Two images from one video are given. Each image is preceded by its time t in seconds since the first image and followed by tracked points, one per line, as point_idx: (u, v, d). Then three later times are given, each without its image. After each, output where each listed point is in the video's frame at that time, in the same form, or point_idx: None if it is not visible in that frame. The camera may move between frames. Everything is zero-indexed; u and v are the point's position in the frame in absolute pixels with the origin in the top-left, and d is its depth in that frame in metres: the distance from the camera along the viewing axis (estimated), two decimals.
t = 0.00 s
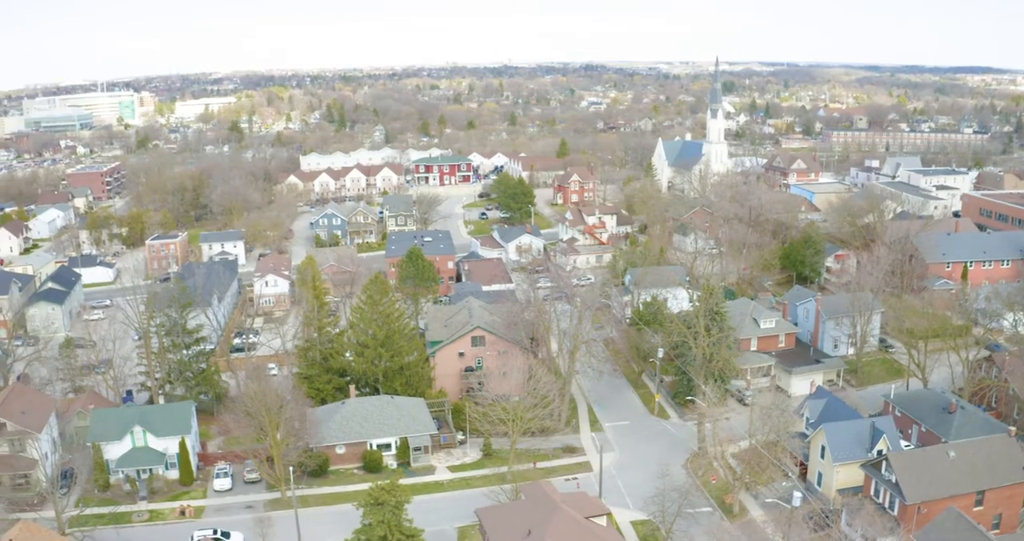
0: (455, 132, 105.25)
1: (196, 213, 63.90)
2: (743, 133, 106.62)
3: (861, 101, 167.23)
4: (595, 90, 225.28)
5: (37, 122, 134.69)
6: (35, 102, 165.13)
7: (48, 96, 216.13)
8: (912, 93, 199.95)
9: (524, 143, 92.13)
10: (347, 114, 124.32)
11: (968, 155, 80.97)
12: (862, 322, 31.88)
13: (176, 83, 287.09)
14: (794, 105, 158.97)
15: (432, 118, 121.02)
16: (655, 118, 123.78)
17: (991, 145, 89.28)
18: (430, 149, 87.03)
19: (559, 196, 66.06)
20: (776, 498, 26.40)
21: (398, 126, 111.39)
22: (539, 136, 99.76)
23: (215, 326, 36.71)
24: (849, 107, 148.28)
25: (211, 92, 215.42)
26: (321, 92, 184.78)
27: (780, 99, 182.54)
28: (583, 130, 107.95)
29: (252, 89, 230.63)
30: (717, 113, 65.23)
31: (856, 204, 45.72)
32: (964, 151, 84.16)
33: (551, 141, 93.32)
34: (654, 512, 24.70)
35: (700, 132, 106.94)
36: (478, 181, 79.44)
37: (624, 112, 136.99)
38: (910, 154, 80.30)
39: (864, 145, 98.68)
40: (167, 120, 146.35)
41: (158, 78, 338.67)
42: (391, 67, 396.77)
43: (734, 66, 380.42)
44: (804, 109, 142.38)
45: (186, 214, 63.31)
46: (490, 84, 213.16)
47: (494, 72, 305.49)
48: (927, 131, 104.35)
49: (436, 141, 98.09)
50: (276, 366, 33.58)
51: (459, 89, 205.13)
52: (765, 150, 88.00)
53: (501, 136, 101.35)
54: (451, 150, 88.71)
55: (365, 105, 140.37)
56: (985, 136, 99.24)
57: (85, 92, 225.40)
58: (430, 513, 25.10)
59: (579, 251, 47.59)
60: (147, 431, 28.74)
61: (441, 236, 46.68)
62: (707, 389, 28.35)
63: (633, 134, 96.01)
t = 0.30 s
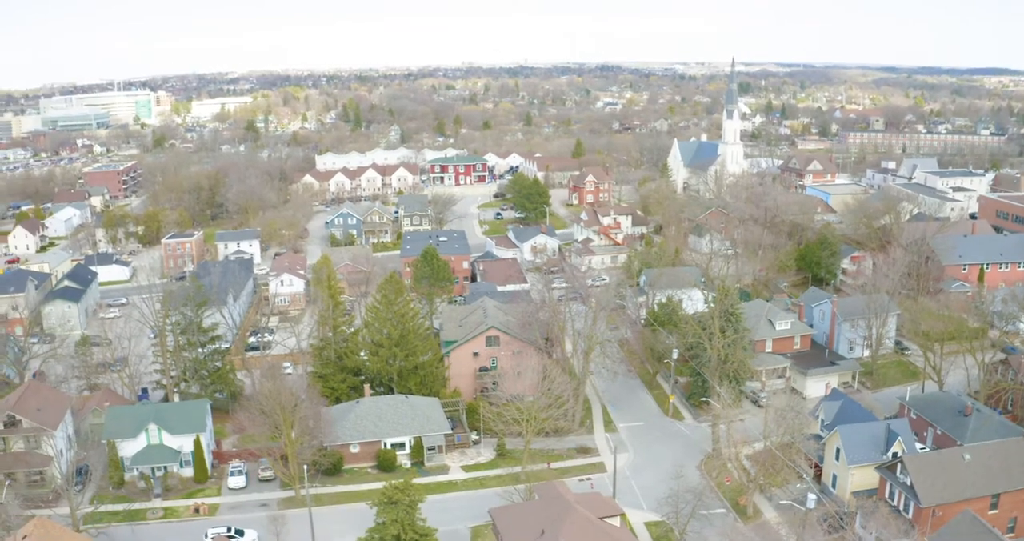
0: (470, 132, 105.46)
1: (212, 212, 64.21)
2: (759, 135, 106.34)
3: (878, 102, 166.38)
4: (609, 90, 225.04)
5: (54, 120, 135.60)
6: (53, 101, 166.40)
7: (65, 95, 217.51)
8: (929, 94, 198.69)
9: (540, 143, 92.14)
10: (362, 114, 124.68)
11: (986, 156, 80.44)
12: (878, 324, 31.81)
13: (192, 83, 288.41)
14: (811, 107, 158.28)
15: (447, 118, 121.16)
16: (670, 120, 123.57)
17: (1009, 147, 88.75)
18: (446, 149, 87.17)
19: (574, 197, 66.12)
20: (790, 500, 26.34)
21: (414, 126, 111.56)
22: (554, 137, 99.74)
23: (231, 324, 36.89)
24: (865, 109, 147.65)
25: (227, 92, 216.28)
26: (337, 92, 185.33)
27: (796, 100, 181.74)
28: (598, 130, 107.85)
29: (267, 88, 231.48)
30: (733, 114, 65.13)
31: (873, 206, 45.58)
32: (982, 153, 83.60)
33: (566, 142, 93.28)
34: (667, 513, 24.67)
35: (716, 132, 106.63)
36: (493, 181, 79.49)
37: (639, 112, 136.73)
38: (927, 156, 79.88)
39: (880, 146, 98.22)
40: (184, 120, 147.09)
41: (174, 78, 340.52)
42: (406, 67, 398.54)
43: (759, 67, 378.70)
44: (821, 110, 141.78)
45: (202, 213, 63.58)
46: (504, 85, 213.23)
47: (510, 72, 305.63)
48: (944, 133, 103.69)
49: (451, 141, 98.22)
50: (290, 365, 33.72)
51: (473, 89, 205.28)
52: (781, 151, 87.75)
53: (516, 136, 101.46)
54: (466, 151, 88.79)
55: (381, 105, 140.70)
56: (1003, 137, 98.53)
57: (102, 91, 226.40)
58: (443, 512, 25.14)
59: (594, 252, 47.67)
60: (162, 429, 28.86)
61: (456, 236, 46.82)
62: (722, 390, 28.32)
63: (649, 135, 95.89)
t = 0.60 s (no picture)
0: (486, 132, 105.60)
1: (228, 211, 64.57)
2: (775, 136, 106.08)
3: (895, 104, 165.45)
4: (622, 90, 224.69)
5: (71, 119, 136.43)
6: (71, 101, 167.57)
7: (82, 94, 219.02)
8: (946, 95, 197.53)
9: (555, 144, 92.14)
10: (378, 115, 125.05)
11: (1005, 158, 79.86)
12: (894, 326, 31.73)
13: (207, 82, 289.79)
14: (828, 108, 157.64)
15: (462, 118, 121.31)
16: (686, 120, 123.35)
17: None
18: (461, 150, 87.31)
19: (589, 198, 66.17)
20: (805, 502, 26.29)
21: (430, 126, 111.84)
22: (570, 138, 99.71)
23: (246, 323, 37.10)
24: (881, 110, 146.93)
25: (243, 92, 217.19)
26: (352, 92, 185.75)
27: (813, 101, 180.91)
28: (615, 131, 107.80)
29: (282, 88, 232.25)
30: (749, 115, 65.04)
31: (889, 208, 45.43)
32: (1000, 155, 82.98)
33: (582, 142, 93.26)
34: (681, 515, 24.65)
35: (731, 133, 106.36)
36: (508, 182, 79.58)
37: (654, 113, 136.54)
38: (945, 158, 79.41)
39: (896, 148, 97.72)
40: (200, 120, 147.89)
41: (189, 77, 342.37)
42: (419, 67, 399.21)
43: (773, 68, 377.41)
44: (837, 111, 141.20)
45: (218, 212, 63.87)
46: (519, 84, 213.25)
47: (524, 73, 305.78)
48: (962, 135, 102.94)
49: (467, 141, 98.39)
50: (305, 364, 33.88)
51: (488, 90, 205.34)
52: (797, 153, 87.46)
53: (532, 137, 101.55)
54: (482, 151, 88.92)
55: (396, 105, 141.07)
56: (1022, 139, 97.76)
57: (118, 90, 227.82)
58: (457, 512, 25.20)
59: (609, 253, 47.66)
60: (177, 427, 28.99)
61: (471, 236, 46.95)
62: (736, 391, 28.32)
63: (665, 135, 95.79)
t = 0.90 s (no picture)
0: (501, 132, 105.70)
1: (243, 210, 64.89)
2: (791, 137, 105.74)
3: (912, 106, 164.48)
4: (636, 90, 224.35)
5: (88, 118, 137.43)
6: (90, 100, 168.88)
7: (100, 95, 220.67)
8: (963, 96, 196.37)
9: (571, 144, 92.15)
10: (394, 115, 125.44)
11: None
12: (910, 328, 31.64)
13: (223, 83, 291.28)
14: (844, 109, 156.92)
15: (478, 119, 121.54)
16: (702, 121, 123.13)
17: None
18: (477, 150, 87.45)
19: (604, 198, 66.21)
20: (819, 504, 26.20)
21: (445, 127, 112.06)
22: (585, 138, 99.68)
23: (261, 322, 37.30)
24: (898, 112, 146.07)
25: (259, 93, 218.23)
26: (368, 92, 186.30)
27: (830, 102, 180.17)
28: (631, 132, 107.73)
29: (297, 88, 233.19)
30: (765, 116, 64.90)
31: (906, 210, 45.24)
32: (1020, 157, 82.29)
33: (597, 143, 93.25)
34: (695, 516, 24.61)
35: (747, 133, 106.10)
36: (523, 182, 79.64)
37: (670, 114, 136.37)
38: (962, 160, 78.92)
39: (913, 150, 97.18)
40: (217, 119, 148.69)
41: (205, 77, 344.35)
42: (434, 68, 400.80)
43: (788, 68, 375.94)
44: (854, 112, 140.58)
45: (234, 212, 64.18)
46: (533, 85, 213.39)
47: (538, 74, 305.92)
48: (980, 137, 102.22)
49: (482, 142, 98.53)
50: (320, 363, 34.03)
51: (502, 90, 205.57)
52: (813, 154, 87.13)
53: (548, 137, 101.59)
54: (498, 151, 89.02)
55: (412, 106, 141.44)
56: None
57: (134, 90, 229.32)
58: (471, 512, 25.24)
59: (624, 254, 47.66)
60: (191, 425, 29.13)
61: (486, 236, 47.06)
62: (751, 393, 28.29)
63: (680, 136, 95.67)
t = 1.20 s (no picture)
0: (516, 133, 105.80)
1: (259, 209, 65.18)
2: (806, 137, 105.34)
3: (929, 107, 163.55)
4: (650, 91, 223.93)
5: (104, 118, 138.37)
6: (107, 99, 170.06)
7: (116, 95, 222.19)
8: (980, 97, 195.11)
9: (586, 145, 92.17)
10: (409, 115, 125.76)
11: None
12: (926, 330, 31.57)
13: (238, 83, 292.66)
14: (861, 110, 156.20)
15: (493, 119, 121.72)
16: (717, 122, 122.90)
17: None
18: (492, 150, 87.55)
19: (619, 199, 66.24)
20: (834, 507, 26.08)
21: (460, 127, 112.24)
22: (599, 139, 99.67)
23: (276, 321, 37.48)
24: (917, 113, 145.30)
25: (274, 93, 219.25)
26: (383, 92, 186.68)
27: (847, 103, 179.51)
28: (646, 133, 107.64)
29: (312, 88, 234.01)
30: (781, 116, 64.73)
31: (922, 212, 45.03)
32: None
33: (612, 143, 93.20)
34: (709, 518, 24.53)
35: (762, 134, 105.82)
36: (538, 182, 79.70)
37: (686, 115, 136.12)
38: (980, 161, 78.42)
39: (930, 151, 96.61)
40: (233, 119, 149.44)
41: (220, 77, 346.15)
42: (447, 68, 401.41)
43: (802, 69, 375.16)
44: (871, 113, 139.93)
45: (249, 211, 64.51)
46: (547, 85, 213.43)
47: (553, 74, 306.09)
48: (997, 138, 101.49)
49: (498, 142, 98.63)
50: (334, 362, 34.19)
51: (517, 91, 205.76)
52: (829, 155, 86.80)
53: (563, 138, 101.60)
54: (513, 152, 89.12)
55: (427, 106, 141.75)
56: None
57: (149, 90, 230.60)
58: (485, 512, 25.27)
59: (639, 254, 47.81)
60: (206, 423, 29.25)
61: (501, 236, 47.16)
62: (766, 394, 28.25)
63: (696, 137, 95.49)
